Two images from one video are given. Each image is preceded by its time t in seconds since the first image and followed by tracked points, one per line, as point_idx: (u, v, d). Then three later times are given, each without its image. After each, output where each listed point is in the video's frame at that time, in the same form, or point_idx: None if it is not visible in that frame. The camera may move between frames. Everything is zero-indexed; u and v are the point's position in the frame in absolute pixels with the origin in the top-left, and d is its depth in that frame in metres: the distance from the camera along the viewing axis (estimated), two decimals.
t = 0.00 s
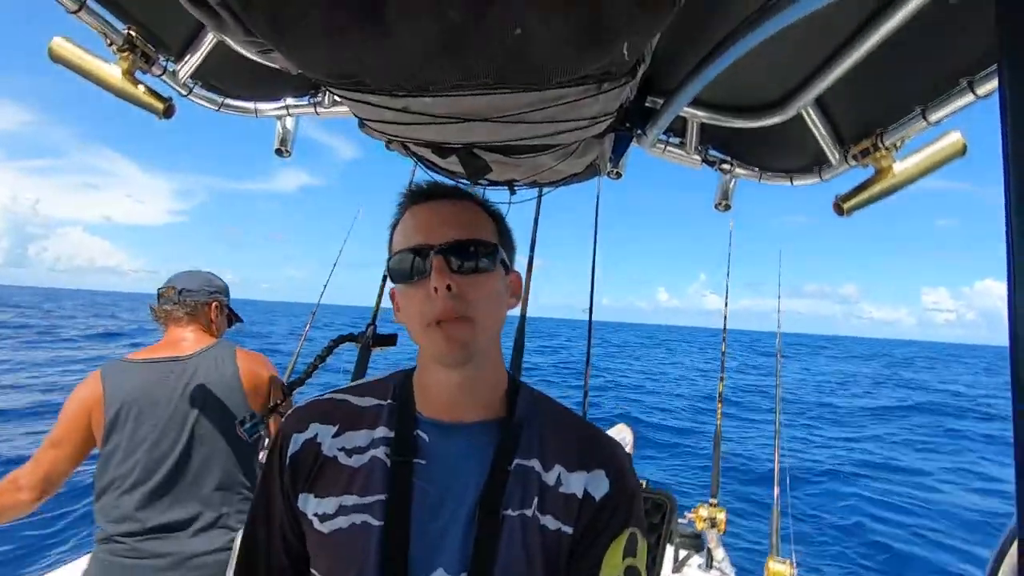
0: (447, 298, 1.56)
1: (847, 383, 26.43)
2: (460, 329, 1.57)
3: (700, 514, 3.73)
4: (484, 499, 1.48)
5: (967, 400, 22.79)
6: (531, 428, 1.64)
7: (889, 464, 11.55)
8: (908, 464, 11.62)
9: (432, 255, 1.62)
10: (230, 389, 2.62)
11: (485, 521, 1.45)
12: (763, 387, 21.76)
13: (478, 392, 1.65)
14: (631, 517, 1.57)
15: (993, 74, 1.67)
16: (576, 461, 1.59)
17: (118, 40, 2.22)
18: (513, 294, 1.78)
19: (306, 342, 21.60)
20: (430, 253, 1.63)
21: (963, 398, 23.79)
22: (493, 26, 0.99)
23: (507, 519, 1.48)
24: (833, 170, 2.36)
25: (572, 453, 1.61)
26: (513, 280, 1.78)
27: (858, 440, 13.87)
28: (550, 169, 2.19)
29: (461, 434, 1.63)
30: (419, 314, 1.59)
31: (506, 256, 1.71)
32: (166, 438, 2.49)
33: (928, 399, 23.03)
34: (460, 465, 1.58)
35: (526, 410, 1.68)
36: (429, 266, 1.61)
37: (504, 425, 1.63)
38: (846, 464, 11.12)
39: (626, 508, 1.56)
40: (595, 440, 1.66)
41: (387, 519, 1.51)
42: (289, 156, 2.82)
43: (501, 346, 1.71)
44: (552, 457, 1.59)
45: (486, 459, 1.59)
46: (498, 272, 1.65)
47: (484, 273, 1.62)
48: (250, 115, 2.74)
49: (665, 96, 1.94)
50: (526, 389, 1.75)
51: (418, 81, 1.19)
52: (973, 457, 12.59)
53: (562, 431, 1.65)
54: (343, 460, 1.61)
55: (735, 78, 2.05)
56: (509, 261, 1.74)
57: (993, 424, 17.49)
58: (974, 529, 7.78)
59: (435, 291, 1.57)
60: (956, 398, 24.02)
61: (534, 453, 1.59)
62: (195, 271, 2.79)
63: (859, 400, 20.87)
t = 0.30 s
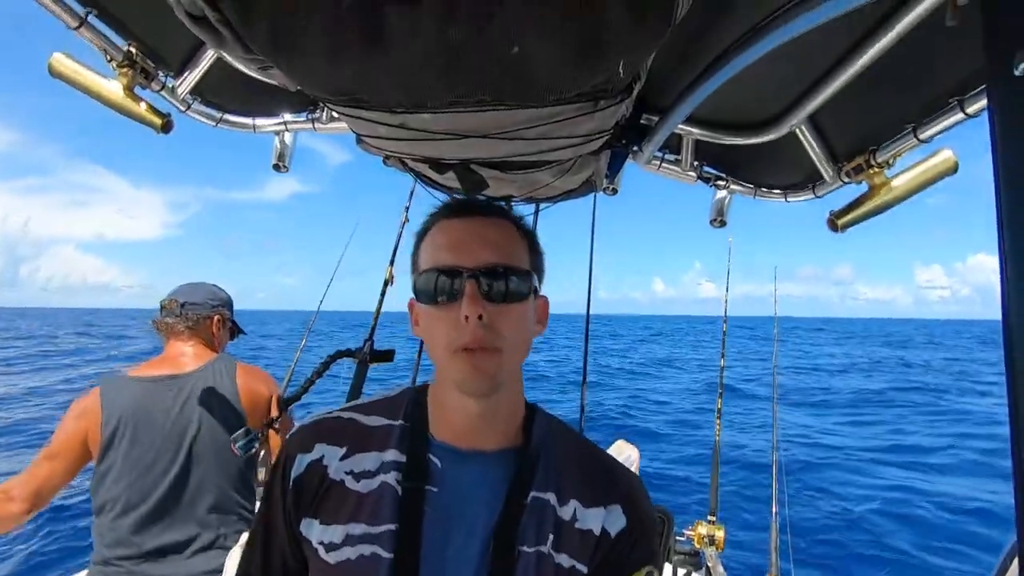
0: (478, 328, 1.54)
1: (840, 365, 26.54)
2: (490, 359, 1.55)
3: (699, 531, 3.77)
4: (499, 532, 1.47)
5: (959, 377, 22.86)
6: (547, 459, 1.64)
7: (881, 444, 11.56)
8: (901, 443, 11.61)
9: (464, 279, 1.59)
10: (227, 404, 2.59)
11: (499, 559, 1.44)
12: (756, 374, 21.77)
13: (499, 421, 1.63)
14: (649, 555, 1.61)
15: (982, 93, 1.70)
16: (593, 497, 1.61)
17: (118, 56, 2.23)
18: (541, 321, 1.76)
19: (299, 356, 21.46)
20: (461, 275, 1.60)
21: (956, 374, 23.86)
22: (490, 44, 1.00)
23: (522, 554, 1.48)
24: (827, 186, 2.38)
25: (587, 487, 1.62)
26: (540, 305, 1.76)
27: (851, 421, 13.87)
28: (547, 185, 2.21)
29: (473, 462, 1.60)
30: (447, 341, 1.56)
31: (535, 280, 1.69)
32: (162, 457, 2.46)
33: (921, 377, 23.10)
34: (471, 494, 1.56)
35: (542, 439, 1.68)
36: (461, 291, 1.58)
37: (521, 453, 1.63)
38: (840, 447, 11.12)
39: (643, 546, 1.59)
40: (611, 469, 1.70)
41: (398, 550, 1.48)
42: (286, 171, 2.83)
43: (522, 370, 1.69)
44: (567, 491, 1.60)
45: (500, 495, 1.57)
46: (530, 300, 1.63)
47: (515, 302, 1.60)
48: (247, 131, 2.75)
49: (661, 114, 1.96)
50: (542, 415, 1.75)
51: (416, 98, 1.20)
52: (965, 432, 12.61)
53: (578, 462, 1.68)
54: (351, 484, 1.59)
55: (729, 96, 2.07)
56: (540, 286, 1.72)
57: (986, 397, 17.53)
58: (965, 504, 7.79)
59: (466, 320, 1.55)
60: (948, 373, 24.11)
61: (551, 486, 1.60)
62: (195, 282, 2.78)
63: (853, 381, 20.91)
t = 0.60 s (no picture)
0: (489, 345, 1.53)
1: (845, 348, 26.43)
2: (502, 376, 1.54)
3: (714, 526, 3.75)
4: (518, 540, 1.47)
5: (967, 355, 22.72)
6: (561, 466, 1.64)
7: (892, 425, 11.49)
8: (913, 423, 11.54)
9: (476, 295, 1.59)
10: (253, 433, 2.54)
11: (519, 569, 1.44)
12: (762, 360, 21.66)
13: (512, 435, 1.61)
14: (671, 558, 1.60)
15: (963, 72, 1.69)
16: (610, 503, 1.61)
17: (102, 91, 2.23)
18: (550, 332, 1.74)
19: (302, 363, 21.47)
20: (473, 292, 1.60)
21: (963, 351, 23.71)
22: (472, 55, 1.01)
23: (542, 563, 1.48)
24: (816, 174, 2.39)
25: (602, 493, 1.62)
26: (551, 316, 1.75)
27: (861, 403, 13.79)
28: (539, 191, 2.21)
29: (485, 471, 1.59)
30: (458, 359, 1.55)
31: (545, 293, 1.68)
32: (189, 487, 2.45)
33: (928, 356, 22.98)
34: (487, 505, 1.55)
35: (554, 447, 1.67)
36: (473, 308, 1.58)
37: (534, 461, 1.62)
38: (851, 430, 11.08)
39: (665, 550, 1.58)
40: (622, 473, 1.69)
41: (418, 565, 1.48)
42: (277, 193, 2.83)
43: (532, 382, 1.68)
44: (584, 498, 1.60)
45: (517, 505, 1.57)
46: (541, 314, 1.62)
47: (526, 317, 1.59)
48: (236, 157, 2.74)
49: (646, 113, 1.97)
50: (553, 423, 1.74)
51: (401, 113, 1.20)
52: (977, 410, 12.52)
53: (594, 468, 1.67)
54: (368, 499, 1.60)
55: (713, 90, 2.08)
56: (549, 297, 1.72)
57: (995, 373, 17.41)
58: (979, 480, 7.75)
59: (477, 337, 1.54)
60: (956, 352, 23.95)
61: (567, 493, 1.60)
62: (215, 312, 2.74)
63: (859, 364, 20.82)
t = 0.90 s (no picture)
0: (505, 343, 1.54)
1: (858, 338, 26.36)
2: (515, 375, 1.55)
3: (731, 499, 3.76)
4: (527, 522, 1.48)
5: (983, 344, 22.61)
6: (565, 453, 1.65)
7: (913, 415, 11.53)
8: (936, 414, 11.55)
9: (487, 292, 1.59)
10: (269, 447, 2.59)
11: (527, 551, 1.44)
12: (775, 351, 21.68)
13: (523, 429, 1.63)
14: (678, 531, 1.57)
15: (945, 26, 1.66)
16: (615, 483, 1.61)
17: (85, 120, 2.23)
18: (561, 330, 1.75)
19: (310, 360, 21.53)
20: (484, 289, 1.59)
21: (972, 342, 23.79)
22: (452, 52, 1.01)
23: (551, 546, 1.48)
24: (806, 141, 2.38)
25: (608, 475, 1.62)
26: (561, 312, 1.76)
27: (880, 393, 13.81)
28: (529, 182, 2.21)
29: (494, 465, 1.60)
30: (472, 355, 1.55)
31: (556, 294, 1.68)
32: (213, 505, 2.46)
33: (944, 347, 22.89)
34: (495, 495, 1.57)
35: (560, 435, 1.68)
36: (486, 306, 1.58)
37: (541, 450, 1.63)
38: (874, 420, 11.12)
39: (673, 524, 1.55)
40: (627, 455, 1.69)
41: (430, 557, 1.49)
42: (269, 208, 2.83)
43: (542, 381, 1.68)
44: (590, 480, 1.61)
45: (525, 492, 1.58)
46: (553, 315, 1.63)
47: (538, 317, 1.59)
48: (225, 175, 2.74)
49: (630, 96, 1.96)
50: (557, 412, 1.75)
51: (386, 117, 1.20)
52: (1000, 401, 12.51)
53: (600, 453, 1.68)
54: (378, 498, 1.60)
55: (695, 66, 2.07)
56: (560, 296, 1.72)
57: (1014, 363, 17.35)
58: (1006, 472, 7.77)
59: (492, 335, 1.54)
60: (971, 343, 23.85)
61: (572, 477, 1.60)
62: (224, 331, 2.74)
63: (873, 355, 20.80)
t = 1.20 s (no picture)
0: (512, 344, 1.55)
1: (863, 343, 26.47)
2: (521, 371, 1.58)
3: (741, 470, 3.78)
4: (534, 501, 1.51)
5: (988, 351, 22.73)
6: (569, 432, 1.65)
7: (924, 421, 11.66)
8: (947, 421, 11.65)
9: (488, 290, 1.58)
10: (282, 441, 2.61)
11: (534, 530, 1.47)
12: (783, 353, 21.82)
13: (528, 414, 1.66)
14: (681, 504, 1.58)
15: None
16: (617, 459, 1.61)
17: (76, 126, 2.21)
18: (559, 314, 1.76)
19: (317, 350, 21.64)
20: (483, 288, 1.59)
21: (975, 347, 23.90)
22: (440, 37, 0.99)
23: (556, 523, 1.49)
24: (803, 109, 2.36)
25: (612, 452, 1.63)
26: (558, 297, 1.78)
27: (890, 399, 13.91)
28: (525, 165, 2.20)
29: (501, 448, 1.62)
30: (479, 355, 1.56)
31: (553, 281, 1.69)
32: (230, 500, 2.49)
33: (950, 352, 22.99)
34: (502, 476, 1.58)
35: (563, 415, 1.69)
36: (489, 305, 1.57)
37: (546, 431, 1.65)
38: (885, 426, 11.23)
39: (675, 498, 1.56)
40: (631, 432, 1.69)
41: (440, 538, 1.51)
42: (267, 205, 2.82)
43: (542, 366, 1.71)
44: (593, 458, 1.61)
45: (530, 473, 1.59)
46: (553, 307, 1.64)
47: (541, 313, 1.60)
48: (219, 174, 2.72)
49: (622, 72, 1.94)
50: (560, 393, 1.77)
51: (377, 107, 1.19)
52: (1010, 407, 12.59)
53: (602, 432, 1.68)
54: (390, 482, 1.63)
55: (686, 38, 2.04)
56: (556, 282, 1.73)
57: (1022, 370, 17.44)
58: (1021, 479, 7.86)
59: (499, 337, 1.55)
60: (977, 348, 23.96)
61: (575, 456, 1.61)
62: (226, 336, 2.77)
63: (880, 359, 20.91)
